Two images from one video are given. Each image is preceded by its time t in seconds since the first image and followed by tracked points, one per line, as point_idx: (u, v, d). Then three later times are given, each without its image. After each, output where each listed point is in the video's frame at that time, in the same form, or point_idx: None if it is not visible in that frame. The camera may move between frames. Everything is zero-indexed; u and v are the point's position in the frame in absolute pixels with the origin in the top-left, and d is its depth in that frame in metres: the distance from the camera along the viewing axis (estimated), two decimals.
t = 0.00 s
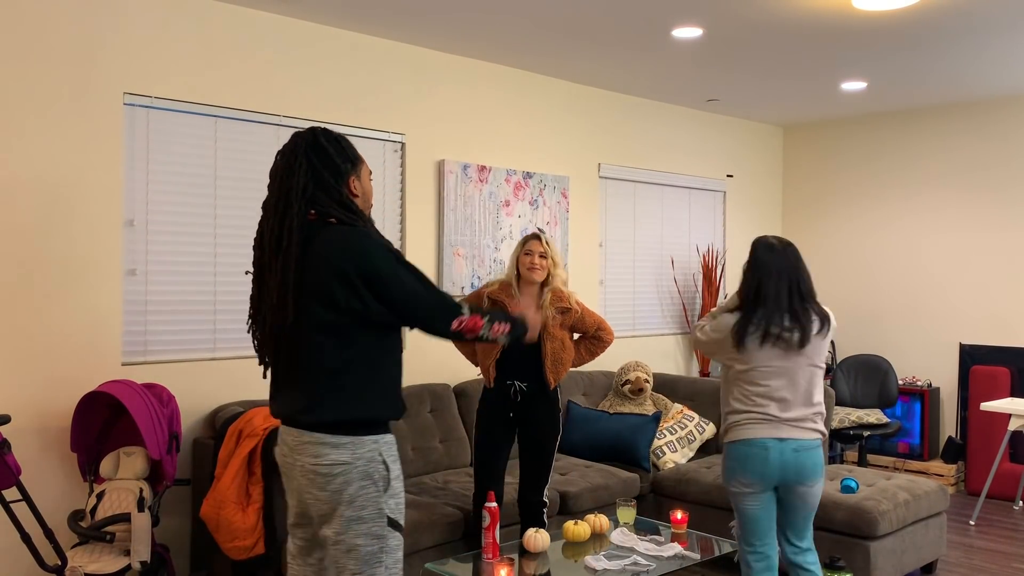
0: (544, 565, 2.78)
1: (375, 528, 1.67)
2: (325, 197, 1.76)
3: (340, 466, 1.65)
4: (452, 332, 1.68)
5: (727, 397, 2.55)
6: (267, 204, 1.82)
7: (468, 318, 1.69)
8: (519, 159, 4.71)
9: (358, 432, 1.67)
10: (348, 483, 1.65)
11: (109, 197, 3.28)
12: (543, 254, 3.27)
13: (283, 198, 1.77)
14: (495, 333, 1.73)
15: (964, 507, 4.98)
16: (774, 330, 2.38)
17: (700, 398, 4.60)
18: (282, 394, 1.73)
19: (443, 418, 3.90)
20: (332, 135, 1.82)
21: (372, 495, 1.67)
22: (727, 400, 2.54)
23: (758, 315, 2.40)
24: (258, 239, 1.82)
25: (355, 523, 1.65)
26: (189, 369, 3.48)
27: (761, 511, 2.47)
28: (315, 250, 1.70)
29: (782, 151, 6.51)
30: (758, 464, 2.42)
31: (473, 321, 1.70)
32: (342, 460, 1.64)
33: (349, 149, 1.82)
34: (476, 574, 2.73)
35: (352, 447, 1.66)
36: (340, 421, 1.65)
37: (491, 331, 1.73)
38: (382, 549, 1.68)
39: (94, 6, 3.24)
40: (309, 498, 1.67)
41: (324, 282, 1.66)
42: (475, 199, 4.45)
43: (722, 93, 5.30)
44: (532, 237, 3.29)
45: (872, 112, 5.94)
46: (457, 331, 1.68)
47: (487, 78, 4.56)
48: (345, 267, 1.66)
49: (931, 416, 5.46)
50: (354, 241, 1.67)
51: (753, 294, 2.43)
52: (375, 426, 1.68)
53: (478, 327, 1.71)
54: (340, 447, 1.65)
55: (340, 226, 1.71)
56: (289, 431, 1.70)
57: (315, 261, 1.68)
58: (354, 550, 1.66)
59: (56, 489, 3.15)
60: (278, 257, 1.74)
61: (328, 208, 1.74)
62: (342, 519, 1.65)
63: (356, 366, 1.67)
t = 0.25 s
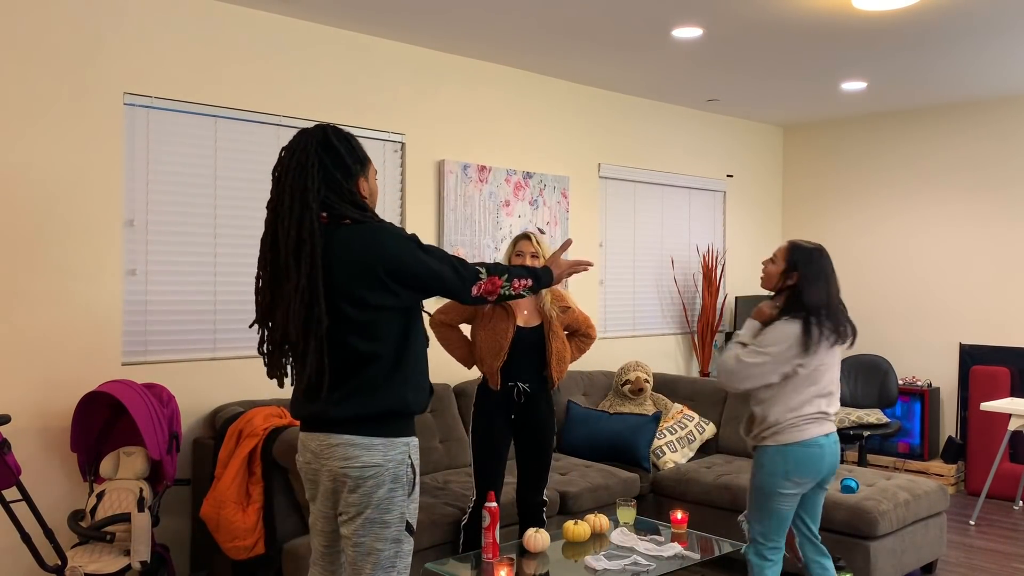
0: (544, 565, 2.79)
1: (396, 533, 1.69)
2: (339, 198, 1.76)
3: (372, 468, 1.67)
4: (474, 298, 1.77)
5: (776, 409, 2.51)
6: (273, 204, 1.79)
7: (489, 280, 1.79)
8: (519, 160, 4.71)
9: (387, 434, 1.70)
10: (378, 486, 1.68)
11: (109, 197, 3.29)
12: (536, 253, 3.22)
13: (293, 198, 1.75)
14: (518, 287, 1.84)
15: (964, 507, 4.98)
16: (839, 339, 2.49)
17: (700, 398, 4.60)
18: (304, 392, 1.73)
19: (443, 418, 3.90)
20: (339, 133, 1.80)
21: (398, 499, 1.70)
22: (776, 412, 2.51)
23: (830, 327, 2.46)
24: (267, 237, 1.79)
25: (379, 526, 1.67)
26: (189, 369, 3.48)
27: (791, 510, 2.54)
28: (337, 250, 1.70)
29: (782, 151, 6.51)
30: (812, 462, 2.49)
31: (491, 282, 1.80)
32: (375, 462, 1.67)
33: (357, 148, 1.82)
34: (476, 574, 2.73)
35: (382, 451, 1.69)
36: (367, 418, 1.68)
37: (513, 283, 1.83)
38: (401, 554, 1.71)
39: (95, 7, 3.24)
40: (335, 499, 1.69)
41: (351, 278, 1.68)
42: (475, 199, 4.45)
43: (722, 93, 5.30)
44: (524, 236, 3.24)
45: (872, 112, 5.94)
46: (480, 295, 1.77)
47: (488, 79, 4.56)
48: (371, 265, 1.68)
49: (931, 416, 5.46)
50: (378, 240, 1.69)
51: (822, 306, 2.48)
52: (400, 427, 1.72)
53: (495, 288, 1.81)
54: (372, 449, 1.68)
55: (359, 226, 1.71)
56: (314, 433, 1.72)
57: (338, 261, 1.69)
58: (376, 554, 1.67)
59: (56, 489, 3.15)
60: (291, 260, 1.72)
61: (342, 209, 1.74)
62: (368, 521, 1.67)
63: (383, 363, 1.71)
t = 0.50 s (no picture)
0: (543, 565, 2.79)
1: (396, 534, 1.67)
2: (350, 199, 1.73)
3: (371, 470, 1.64)
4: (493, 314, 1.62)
5: (843, 407, 2.59)
6: (285, 205, 1.77)
7: (506, 298, 1.61)
8: (519, 159, 4.71)
9: (388, 435, 1.66)
10: (377, 487, 1.65)
11: (109, 197, 3.28)
12: (524, 252, 3.23)
13: (303, 198, 1.73)
14: (552, 310, 1.61)
15: (964, 506, 4.98)
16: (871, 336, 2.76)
17: (700, 398, 4.60)
18: (302, 392, 1.71)
19: (443, 418, 3.90)
20: (356, 133, 1.78)
21: (397, 500, 1.67)
22: (843, 410, 2.59)
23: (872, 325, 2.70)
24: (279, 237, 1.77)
25: (379, 527, 1.65)
26: (189, 369, 3.48)
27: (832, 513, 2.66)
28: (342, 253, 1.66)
29: (782, 151, 6.51)
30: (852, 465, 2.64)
31: (515, 302, 1.61)
32: (374, 463, 1.64)
33: (373, 148, 1.78)
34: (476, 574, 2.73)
35: (382, 451, 1.66)
36: (368, 422, 1.65)
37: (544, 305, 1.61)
38: (401, 554, 1.69)
39: (95, 7, 3.24)
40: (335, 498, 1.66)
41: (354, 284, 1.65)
42: (475, 199, 4.45)
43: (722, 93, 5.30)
44: (512, 235, 3.24)
45: (872, 113, 5.94)
46: (495, 311, 1.62)
47: (488, 78, 4.56)
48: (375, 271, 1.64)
49: (931, 416, 5.46)
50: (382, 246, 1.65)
51: (863, 304, 2.73)
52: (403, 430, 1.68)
53: (521, 306, 1.61)
54: (372, 450, 1.64)
55: (366, 229, 1.68)
56: (313, 431, 1.69)
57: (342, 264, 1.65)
58: (375, 555, 1.65)
59: (56, 489, 3.15)
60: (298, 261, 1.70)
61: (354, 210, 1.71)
62: (369, 523, 1.64)
63: (382, 368, 1.67)
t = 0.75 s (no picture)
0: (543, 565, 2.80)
1: (384, 532, 1.63)
2: (350, 197, 1.68)
3: (355, 466, 1.60)
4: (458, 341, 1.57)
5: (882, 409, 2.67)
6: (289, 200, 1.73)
7: (474, 328, 1.57)
8: (519, 159, 4.71)
9: (371, 434, 1.61)
10: (361, 484, 1.60)
11: (109, 197, 3.29)
12: (513, 251, 3.24)
13: (303, 196, 1.69)
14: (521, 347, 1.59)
15: (964, 507, 4.98)
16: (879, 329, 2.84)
17: (700, 398, 4.60)
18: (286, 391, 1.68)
19: (443, 418, 3.91)
20: (361, 132, 1.73)
21: (383, 497, 1.63)
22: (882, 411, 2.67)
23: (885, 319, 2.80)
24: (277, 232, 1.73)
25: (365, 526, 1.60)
26: (189, 369, 3.48)
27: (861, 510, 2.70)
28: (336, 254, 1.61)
29: (782, 151, 6.51)
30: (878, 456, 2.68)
31: (481, 333, 1.57)
32: (357, 460, 1.59)
33: (376, 147, 1.73)
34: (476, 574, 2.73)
35: (365, 448, 1.62)
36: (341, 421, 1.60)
37: (510, 342, 1.58)
38: (389, 553, 1.64)
39: (95, 7, 3.24)
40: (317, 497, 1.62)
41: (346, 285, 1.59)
42: (475, 199, 4.45)
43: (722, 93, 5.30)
44: (501, 235, 3.24)
45: (872, 113, 5.94)
46: (461, 339, 1.57)
47: (488, 79, 4.56)
48: (366, 273, 1.58)
49: (931, 416, 5.45)
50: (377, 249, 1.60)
51: (876, 298, 2.79)
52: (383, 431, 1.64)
53: (490, 339, 1.58)
54: (355, 446, 1.60)
55: (363, 230, 1.63)
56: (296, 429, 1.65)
57: (332, 266, 1.60)
58: (362, 554, 1.60)
59: (56, 489, 3.15)
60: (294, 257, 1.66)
61: (354, 209, 1.66)
62: (355, 522, 1.60)
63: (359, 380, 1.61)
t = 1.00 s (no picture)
0: (543, 565, 2.80)
1: (368, 529, 1.69)
2: (335, 198, 1.79)
3: (334, 466, 1.66)
4: (366, 393, 1.64)
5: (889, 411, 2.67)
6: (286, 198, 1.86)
7: (383, 391, 1.66)
8: (519, 159, 4.71)
9: (345, 435, 1.68)
10: (341, 483, 1.66)
11: (109, 197, 3.28)
12: (505, 252, 3.23)
13: (295, 193, 1.82)
14: (389, 445, 1.67)
15: (964, 507, 4.98)
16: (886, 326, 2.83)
17: (700, 398, 4.60)
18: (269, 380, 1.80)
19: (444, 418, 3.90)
20: (352, 135, 1.84)
21: (365, 496, 1.69)
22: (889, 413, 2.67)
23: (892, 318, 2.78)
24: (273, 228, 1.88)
25: (348, 523, 1.67)
26: (188, 369, 3.48)
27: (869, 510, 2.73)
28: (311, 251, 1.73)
29: (782, 151, 6.51)
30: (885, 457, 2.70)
31: (382, 400, 1.66)
32: (336, 460, 1.66)
33: (367, 150, 1.84)
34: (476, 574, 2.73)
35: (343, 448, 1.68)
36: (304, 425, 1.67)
37: (392, 430, 1.68)
38: (376, 549, 1.70)
39: (94, 7, 3.24)
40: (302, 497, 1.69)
41: (312, 281, 1.70)
42: (475, 199, 4.45)
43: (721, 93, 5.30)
44: (493, 235, 3.23)
45: (872, 113, 5.94)
46: (366, 396, 1.64)
47: (488, 78, 4.56)
48: (330, 273, 1.69)
49: (931, 416, 5.45)
50: (345, 250, 1.69)
51: (880, 297, 2.78)
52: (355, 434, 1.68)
53: (388, 409, 1.67)
54: (335, 448, 1.66)
55: (339, 230, 1.73)
56: (279, 425, 1.73)
57: (310, 265, 1.71)
58: (348, 550, 1.67)
59: (56, 489, 3.15)
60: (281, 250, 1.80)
61: (338, 209, 1.77)
62: (339, 521, 1.67)
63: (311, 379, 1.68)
